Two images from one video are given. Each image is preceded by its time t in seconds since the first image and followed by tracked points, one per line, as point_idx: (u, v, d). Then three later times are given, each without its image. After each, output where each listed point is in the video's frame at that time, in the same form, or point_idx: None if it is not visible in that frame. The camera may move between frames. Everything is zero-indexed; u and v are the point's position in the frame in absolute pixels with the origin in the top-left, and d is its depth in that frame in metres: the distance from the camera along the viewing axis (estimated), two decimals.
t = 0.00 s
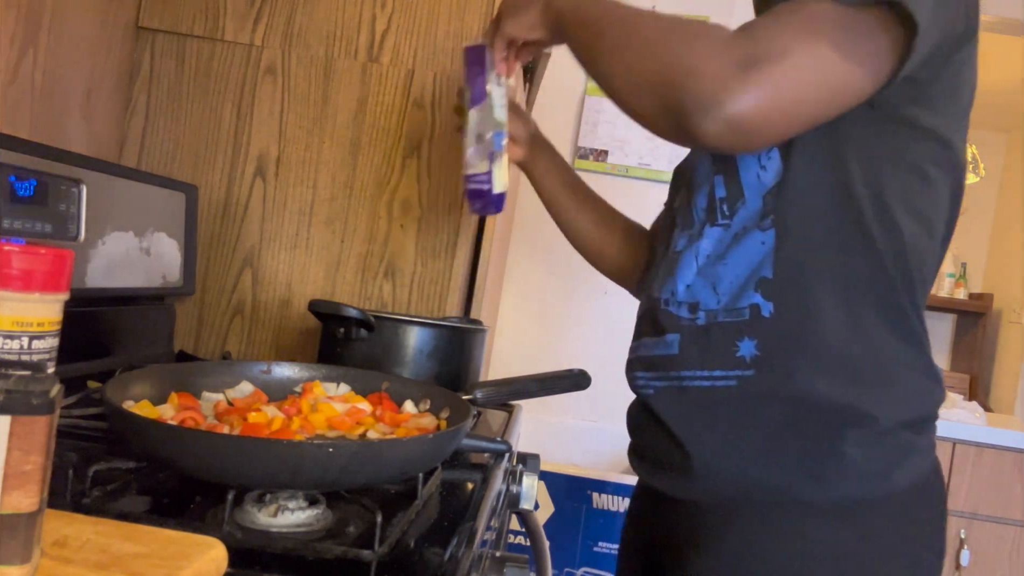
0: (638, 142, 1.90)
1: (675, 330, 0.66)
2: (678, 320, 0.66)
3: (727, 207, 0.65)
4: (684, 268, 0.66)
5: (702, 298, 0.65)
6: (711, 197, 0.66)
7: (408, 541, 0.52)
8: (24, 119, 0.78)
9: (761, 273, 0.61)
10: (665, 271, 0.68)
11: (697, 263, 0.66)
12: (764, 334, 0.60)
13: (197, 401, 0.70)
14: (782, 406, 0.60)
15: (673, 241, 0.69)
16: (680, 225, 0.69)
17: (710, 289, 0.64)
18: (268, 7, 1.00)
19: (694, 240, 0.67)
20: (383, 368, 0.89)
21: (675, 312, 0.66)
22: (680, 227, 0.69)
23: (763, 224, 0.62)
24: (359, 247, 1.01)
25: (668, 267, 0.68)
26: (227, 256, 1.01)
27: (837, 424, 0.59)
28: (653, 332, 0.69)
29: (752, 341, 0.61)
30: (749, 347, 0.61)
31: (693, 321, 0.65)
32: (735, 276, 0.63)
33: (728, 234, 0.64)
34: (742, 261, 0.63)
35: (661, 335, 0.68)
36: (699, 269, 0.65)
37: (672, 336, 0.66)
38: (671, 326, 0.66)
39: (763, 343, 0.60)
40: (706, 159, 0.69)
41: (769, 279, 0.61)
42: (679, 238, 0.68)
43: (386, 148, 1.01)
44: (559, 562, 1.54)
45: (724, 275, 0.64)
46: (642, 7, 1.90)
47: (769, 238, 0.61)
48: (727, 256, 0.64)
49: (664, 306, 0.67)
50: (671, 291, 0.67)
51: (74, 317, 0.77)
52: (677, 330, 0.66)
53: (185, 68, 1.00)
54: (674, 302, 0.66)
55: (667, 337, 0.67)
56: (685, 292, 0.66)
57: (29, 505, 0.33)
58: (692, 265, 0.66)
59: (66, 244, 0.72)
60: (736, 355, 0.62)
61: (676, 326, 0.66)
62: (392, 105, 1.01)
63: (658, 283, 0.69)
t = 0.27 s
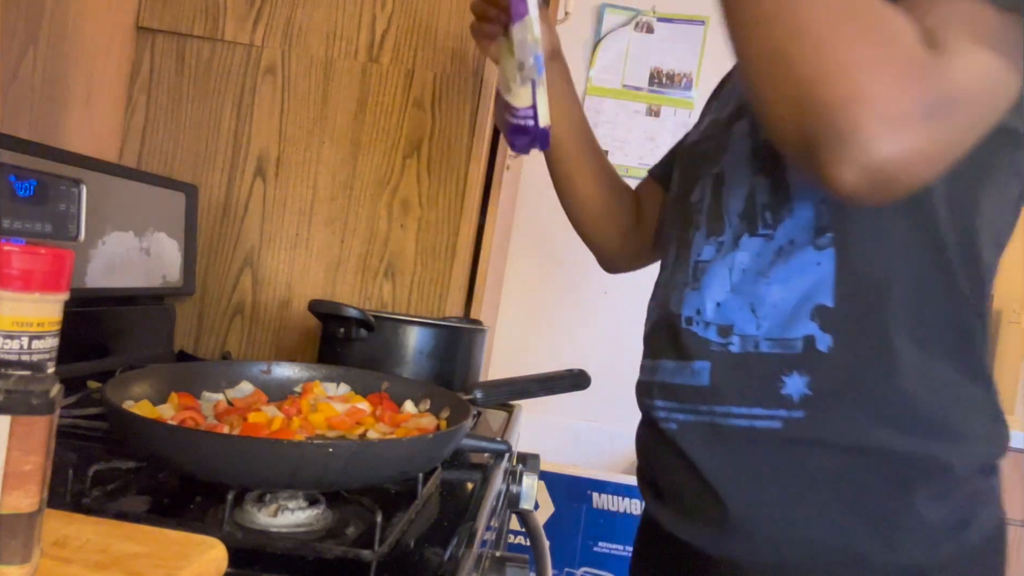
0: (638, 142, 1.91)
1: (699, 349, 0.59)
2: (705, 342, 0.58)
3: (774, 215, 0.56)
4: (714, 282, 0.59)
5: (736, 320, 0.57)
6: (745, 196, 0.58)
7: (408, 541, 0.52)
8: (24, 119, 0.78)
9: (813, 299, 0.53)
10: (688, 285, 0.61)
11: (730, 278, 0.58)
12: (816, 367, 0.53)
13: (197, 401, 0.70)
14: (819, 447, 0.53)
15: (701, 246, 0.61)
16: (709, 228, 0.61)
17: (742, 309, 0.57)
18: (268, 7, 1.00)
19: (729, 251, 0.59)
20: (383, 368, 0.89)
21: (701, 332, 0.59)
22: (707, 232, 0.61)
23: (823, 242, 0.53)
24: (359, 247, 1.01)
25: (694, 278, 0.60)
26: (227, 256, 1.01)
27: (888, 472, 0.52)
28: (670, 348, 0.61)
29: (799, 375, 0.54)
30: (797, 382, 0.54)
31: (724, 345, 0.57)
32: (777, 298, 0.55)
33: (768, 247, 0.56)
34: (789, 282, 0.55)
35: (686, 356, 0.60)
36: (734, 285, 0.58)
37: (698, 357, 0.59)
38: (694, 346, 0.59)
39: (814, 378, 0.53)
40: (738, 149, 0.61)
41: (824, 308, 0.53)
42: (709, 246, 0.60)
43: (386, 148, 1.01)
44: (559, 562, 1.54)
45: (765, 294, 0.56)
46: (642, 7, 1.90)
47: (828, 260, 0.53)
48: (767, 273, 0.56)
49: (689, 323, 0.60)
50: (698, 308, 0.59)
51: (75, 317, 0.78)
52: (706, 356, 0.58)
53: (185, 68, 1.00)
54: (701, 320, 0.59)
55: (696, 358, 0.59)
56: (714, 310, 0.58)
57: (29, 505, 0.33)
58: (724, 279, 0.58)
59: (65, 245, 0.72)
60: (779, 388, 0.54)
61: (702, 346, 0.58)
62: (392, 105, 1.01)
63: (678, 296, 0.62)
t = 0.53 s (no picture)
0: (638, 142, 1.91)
1: (778, 406, 0.48)
2: (795, 393, 0.47)
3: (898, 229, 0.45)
4: (812, 319, 0.47)
5: (844, 369, 0.46)
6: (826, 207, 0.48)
7: (408, 542, 0.52)
8: (24, 119, 0.78)
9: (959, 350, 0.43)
10: (774, 316, 0.49)
11: (828, 313, 0.47)
12: (947, 430, 0.43)
13: (197, 401, 0.70)
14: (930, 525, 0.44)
15: (773, 267, 0.50)
16: (795, 240, 0.49)
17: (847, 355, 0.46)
18: (267, 7, 1.00)
19: (823, 278, 0.47)
20: (383, 368, 0.89)
21: (789, 382, 0.48)
22: (796, 248, 0.49)
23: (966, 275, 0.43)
24: (359, 247, 1.01)
25: (764, 312, 0.49)
26: (227, 256, 1.01)
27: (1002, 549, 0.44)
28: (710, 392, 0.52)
29: (934, 441, 0.43)
30: (929, 451, 0.44)
31: (822, 402, 0.46)
32: (904, 345, 0.44)
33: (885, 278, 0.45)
34: (917, 325, 0.44)
35: (755, 410, 0.49)
36: (835, 324, 0.46)
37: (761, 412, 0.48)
38: (777, 400, 0.48)
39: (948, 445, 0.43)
40: (849, 137, 0.49)
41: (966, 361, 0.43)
42: (790, 268, 0.49)
43: (386, 148, 1.01)
44: (559, 562, 1.55)
45: (884, 335, 0.45)
46: (642, 7, 1.90)
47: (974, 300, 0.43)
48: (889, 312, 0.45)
49: (771, 371, 0.48)
50: (783, 350, 0.48)
51: (75, 317, 0.78)
52: (799, 416, 0.47)
53: (185, 69, 1.00)
54: (789, 365, 0.48)
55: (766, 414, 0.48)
56: (811, 354, 0.47)
57: (29, 505, 0.33)
58: (823, 316, 0.47)
59: (66, 245, 0.72)
60: (904, 458, 0.44)
61: (792, 401, 0.47)
62: (392, 105, 1.01)
63: (746, 328, 0.50)
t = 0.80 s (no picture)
0: (639, 142, 1.91)
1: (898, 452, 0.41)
2: (916, 433, 0.41)
3: None
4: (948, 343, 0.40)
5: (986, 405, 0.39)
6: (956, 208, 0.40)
7: (408, 541, 0.52)
8: (24, 119, 0.78)
9: None
10: (883, 331, 0.42)
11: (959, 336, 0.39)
12: None
13: (197, 401, 0.70)
14: None
15: (881, 274, 0.42)
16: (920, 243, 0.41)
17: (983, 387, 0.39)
18: (268, 7, 1.00)
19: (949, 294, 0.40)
20: (383, 368, 0.89)
21: (908, 418, 0.41)
22: (917, 246, 0.41)
23: None
24: (359, 247, 1.01)
25: (864, 331, 0.42)
26: (227, 256, 1.01)
27: None
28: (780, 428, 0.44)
29: None
30: None
31: (956, 444, 0.40)
32: None
33: None
34: None
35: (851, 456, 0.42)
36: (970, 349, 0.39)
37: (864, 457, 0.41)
38: (895, 442, 0.41)
39: None
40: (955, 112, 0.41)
41: None
42: (908, 276, 0.41)
43: (387, 148, 1.01)
44: (559, 562, 1.55)
45: None
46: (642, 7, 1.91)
47: None
48: None
49: (879, 404, 0.41)
50: (900, 379, 0.41)
51: (75, 317, 0.78)
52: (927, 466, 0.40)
53: (185, 68, 1.00)
54: (908, 397, 0.41)
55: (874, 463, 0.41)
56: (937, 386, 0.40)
57: (29, 505, 0.33)
58: (956, 335, 0.39)
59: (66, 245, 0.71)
60: None
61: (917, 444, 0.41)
62: (392, 105, 1.01)
63: (837, 346, 0.43)
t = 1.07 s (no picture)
0: (639, 142, 1.91)
1: (955, 492, 0.51)
2: (977, 474, 0.51)
3: None
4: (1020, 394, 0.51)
5: None
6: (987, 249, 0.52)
7: (408, 542, 0.52)
8: (24, 119, 0.78)
9: None
10: (940, 376, 0.52)
11: None
12: None
13: (197, 401, 0.70)
14: None
15: (958, 321, 0.52)
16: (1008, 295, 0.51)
17: None
18: (268, 7, 1.00)
19: None
20: (383, 368, 0.89)
21: (973, 464, 0.51)
22: (950, 309, 0.52)
23: None
24: (359, 247, 1.01)
25: (933, 373, 0.52)
26: (227, 256, 1.01)
27: None
28: (818, 463, 0.54)
29: None
30: None
31: (1015, 491, 0.50)
32: None
33: None
34: None
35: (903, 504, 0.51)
36: None
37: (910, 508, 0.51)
38: (934, 468, 0.51)
39: None
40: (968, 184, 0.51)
41: None
42: (991, 324, 0.51)
43: (386, 148, 1.01)
44: (559, 562, 1.55)
45: None
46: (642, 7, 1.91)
47: None
48: None
49: (946, 449, 0.51)
50: (973, 431, 0.51)
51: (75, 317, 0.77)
52: (989, 516, 0.50)
53: (185, 68, 1.00)
54: (977, 444, 0.51)
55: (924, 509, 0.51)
56: (1000, 431, 0.51)
57: (29, 505, 0.33)
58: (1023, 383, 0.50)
59: (65, 245, 0.71)
60: None
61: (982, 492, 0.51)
62: (392, 105, 1.01)
63: (906, 385, 0.53)
